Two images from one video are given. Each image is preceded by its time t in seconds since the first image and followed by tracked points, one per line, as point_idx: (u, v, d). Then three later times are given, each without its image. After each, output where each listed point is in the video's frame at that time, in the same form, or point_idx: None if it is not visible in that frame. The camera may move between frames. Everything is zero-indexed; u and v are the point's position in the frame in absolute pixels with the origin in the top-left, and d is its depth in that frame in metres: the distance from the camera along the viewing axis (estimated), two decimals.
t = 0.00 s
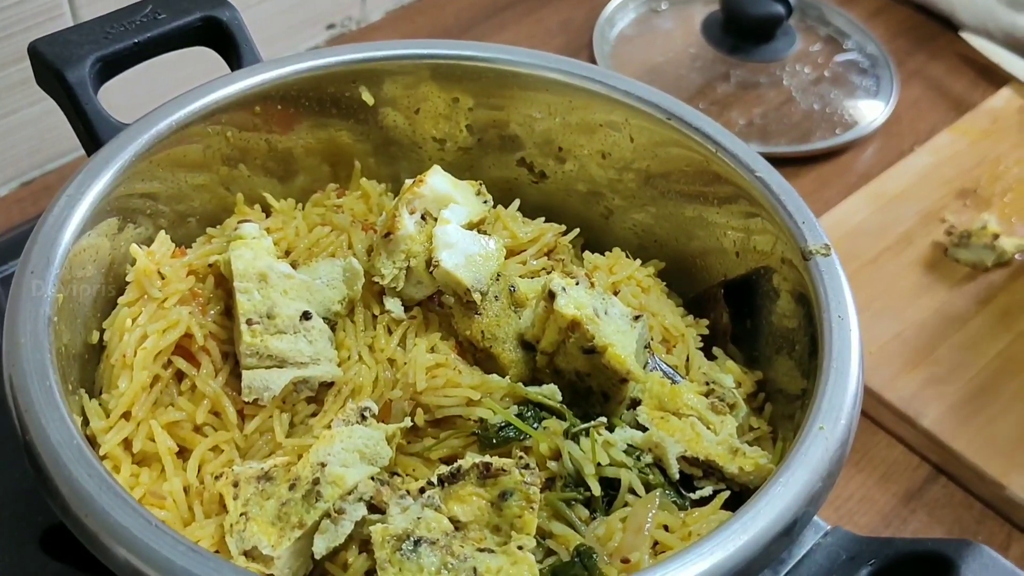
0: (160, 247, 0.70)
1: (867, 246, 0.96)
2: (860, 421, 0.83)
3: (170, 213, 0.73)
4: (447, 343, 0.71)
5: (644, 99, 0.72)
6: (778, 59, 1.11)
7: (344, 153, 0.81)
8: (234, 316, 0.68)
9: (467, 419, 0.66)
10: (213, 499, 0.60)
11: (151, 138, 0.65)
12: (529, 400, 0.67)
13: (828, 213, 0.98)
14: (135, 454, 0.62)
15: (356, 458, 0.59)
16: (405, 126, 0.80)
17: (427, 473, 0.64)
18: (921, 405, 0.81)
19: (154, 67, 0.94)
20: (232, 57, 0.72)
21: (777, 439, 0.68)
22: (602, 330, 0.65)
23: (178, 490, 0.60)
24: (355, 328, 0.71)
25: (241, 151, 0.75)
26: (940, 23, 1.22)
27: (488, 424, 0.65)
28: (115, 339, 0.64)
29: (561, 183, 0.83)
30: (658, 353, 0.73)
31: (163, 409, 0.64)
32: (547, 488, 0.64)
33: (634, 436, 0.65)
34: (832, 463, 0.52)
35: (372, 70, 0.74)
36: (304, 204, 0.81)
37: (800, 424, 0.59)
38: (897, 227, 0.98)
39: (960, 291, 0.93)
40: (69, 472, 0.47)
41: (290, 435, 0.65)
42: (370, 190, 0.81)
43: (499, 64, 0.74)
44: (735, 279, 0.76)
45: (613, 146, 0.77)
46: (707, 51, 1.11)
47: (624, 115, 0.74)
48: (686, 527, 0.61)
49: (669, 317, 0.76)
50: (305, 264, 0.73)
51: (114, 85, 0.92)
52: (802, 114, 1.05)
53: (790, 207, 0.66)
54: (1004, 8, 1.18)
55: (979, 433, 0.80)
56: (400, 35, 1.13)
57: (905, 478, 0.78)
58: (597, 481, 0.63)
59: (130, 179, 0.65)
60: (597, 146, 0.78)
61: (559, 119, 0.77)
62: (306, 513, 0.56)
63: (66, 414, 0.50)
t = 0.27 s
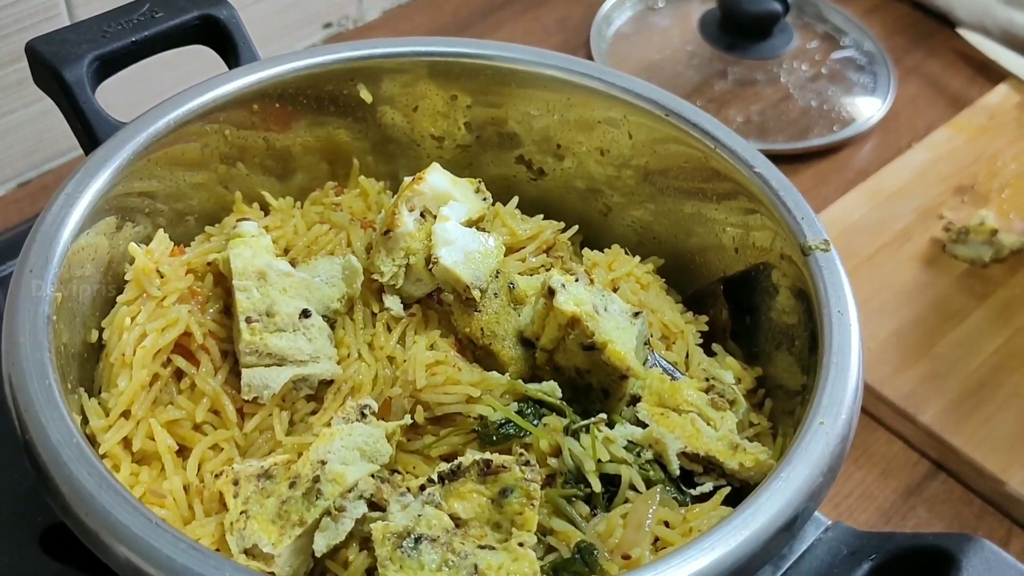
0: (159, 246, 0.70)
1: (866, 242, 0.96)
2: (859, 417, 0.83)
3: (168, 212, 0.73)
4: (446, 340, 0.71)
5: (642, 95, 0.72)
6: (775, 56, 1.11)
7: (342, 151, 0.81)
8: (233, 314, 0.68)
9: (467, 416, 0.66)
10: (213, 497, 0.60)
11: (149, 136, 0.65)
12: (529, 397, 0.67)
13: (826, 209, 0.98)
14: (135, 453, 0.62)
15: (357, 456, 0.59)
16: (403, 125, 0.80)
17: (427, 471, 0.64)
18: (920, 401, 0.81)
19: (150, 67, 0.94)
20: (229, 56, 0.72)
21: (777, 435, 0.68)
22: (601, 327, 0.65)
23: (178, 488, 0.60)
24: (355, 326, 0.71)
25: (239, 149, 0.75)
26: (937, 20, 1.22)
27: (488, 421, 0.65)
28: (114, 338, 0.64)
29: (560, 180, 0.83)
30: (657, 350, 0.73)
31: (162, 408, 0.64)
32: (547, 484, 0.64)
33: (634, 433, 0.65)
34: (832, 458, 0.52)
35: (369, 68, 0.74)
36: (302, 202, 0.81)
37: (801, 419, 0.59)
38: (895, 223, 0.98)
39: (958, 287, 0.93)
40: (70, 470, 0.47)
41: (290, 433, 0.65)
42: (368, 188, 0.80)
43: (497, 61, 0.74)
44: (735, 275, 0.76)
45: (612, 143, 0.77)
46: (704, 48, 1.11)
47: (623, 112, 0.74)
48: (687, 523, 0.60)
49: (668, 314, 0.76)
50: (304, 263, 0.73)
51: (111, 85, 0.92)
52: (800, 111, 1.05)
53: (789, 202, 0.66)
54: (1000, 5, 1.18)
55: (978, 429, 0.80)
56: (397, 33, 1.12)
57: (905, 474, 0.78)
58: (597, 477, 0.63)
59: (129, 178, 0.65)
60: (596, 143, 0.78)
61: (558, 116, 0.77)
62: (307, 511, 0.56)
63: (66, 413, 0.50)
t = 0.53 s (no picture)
0: (159, 245, 0.70)
1: (864, 239, 0.96)
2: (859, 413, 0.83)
3: (168, 211, 0.73)
4: (447, 338, 0.71)
5: (641, 93, 0.72)
6: (772, 54, 1.11)
7: (341, 150, 0.81)
8: (233, 313, 0.68)
9: (468, 414, 0.66)
10: (214, 495, 0.60)
11: (148, 136, 0.65)
12: (530, 394, 0.67)
13: (825, 206, 0.98)
14: (136, 452, 0.62)
15: (358, 454, 0.60)
16: (401, 123, 0.80)
17: (428, 468, 0.64)
18: (919, 397, 0.82)
19: (147, 67, 0.94)
20: (228, 55, 0.72)
21: (777, 431, 0.69)
22: (602, 324, 0.65)
23: (179, 487, 0.60)
24: (355, 324, 0.71)
25: (238, 148, 0.75)
26: (934, 17, 1.22)
27: (489, 419, 0.65)
28: (115, 337, 0.64)
29: (559, 177, 0.83)
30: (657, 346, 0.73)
31: (163, 407, 0.64)
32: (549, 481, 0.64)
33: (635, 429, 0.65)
34: (833, 453, 0.52)
35: (368, 67, 0.74)
36: (302, 201, 0.81)
37: (801, 415, 0.59)
38: (893, 219, 0.98)
39: (957, 283, 0.93)
40: (71, 469, 0.47)
41: (290, 431, 0.65)
42: (367, 186, 0.80)
43: (496, 59, 0.74)
44: (734, 272, 0.76)
45: (611, 140, 0.77)
46: (701, 46, 1.11)
47: (622, 109, 0.74)
48: (687, 519, 0.61)
49: (668, 311, 0.76)
50: (303, 261, 0.73)
51: (110, 86, 0.92)
52: (797, 108, 1.05)
53: (788, 199, 0.66)
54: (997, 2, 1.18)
55: (978, 424, 0.80)
56: (395, 32, 1.12)
57: (905, 470, 0.79)
58: (598, 474, 0.63)
59: (128, 177, 0.65)
60: (595, 141, 0.78)
61: (556, 114, 0.77)
62: (308, 508, 0.56)
63: (67, 412, 0.50)
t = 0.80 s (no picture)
0: (159, 246, 0.70)
1: (863, 235, 0.96)
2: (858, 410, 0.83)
3: (168, 211, 0.73)
4: (447, 337, 0.71)
5: (639, 91, 0.72)
6: (769, 51, 1.11)
7: (340, 150, 0.81)
8: (234, 313, 0.68)
9: (469, 412, 0.66)
10: (216, 495, 0.61)
11: (148, 136, 0.65)
12: (530, 392, 0.67)
13: (823, 202, 0.98)
14: (138, 452, 0.62)
15: (359, 452, 0.60)
16: (400, 123, 0.80)
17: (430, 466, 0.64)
18: (918, 394, 0.82)
19: (144, 69, 0.94)
20: (226, 56, 0.72)
21: (777, 427, 0.69)
22: (602, 321, 0.65)
23: (181, 487, 0.60)
24: (356, 323, 0.71)
25: (237, 149, 0.75)
26: (930, 14, 1.22)
27: (490, 417, 0.65)
28: (116, 337, 0.64)
29: (558, 176, 0.83)
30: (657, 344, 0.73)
31: (165, 407, 0.64)
32: (550, 478, 0.64)
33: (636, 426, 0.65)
34: (833, 449, 0.53)
35: (366, 66, 0.74)
36: (301, 201, 0.81)
37: (802, 411, 0.59)
38: (892, 216, 0.98)
39: (955, 280, 0.93)
40: (74, 469, 0.47)
41: (292, 430, 0.66)
42: (367, 186, 0.81)
43: (494, 58, 0.74)
44: (733, 269, 0.76)
45: (609, 138, 0.77)
46: (699, 45, 1.11)
47: (620, 108, 0.74)
48: (688, 516, 0.61)
49: (667, 308, 0.76)
50: (304, 261, 0.73)
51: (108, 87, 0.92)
52: (795, 106, 1.05)
53: (787, 196, 0.66)
54: None
55: (977, 420, 0.80)
56: (393, 32, 1.13)
57: (905, 466, 0.79)
58: (599, 471, 0.63)
59: (128, 178, 0.65)
60: (593, 139, 0.78)
61: (555, 112, 0.78)
62: (311, 507, 0.57)
63: (70, 412, 0.50)
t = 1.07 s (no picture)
0: (157, 249, 0.70)
1: (862, 235, 0.96)
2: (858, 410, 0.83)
3: (166, 214, 0.73)
4: (446, 339, 0.71)
5: (638, 92, 0.72)
6: (767, 51, 1.11)
7: (338, 152, 0.81)
8: (232, 316, 0.68)
9: (468, 414, 0.66)
10: (215, 499, 0.60)
11: (146, 139, 0.65)
12: (530, 394, 0.67)
13: (822, 202, 0.98)
14: (136, 456, 0.62)
15: (358, 455, 0.60)
16: (398, 124, 0.80)
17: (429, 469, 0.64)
18: (918, 394, 0.82)
19: (141, 72, 0.94)
20: (224, 58, 0.72)
21: (777, 429, 0.69)
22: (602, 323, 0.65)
23: (180, 491, 0.60)
24: (354, 326, 0.71)
25: (235, 151, 0.75)
26: (928, 13, 1.22)
27: (489, 419, 0.65)
28: (114, 341, 0.64)
29: (556, 177, 0.83)
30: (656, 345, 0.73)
31: (164, 411, 0.64)
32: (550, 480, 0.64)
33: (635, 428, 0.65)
34: (833, 450, 0.52)
35: (365, 68, 0.74)
36: (299, 203, 0.81)
37: (801, 412, 0.59)
38: (890, 216, 0.98)
39: (954, 279, 0.93)
40: (73, 474, 0.47)
41: (291, 434, 0.65)
42: (365, 188, 0.80)
43: (492, 60, 0.74)
44: (732, 270, 0.76)
45: (608, 139, 0.77)
46: (697, 45, 1.11)
47: (619, 109, 0.74)
48: (688, 518, 0.61)
49: (666, 309, 0.76)
50: (302, 264, 0.73)
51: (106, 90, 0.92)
52: (793, 106, 1.05)
53: (786, 196, 0.66)
54: None
55: (976, 420, 0.80)
56: (390, 34, 1.12)
57: (905, 466, 0.79)
58: (599, 473, 0.63)
59: (126, 181, 0.64)
60: (591, 140, 0.78)
61: (553, 113, 0.78)
62: (310, 511, 0.57)
63: (68, 416, 0.50)
